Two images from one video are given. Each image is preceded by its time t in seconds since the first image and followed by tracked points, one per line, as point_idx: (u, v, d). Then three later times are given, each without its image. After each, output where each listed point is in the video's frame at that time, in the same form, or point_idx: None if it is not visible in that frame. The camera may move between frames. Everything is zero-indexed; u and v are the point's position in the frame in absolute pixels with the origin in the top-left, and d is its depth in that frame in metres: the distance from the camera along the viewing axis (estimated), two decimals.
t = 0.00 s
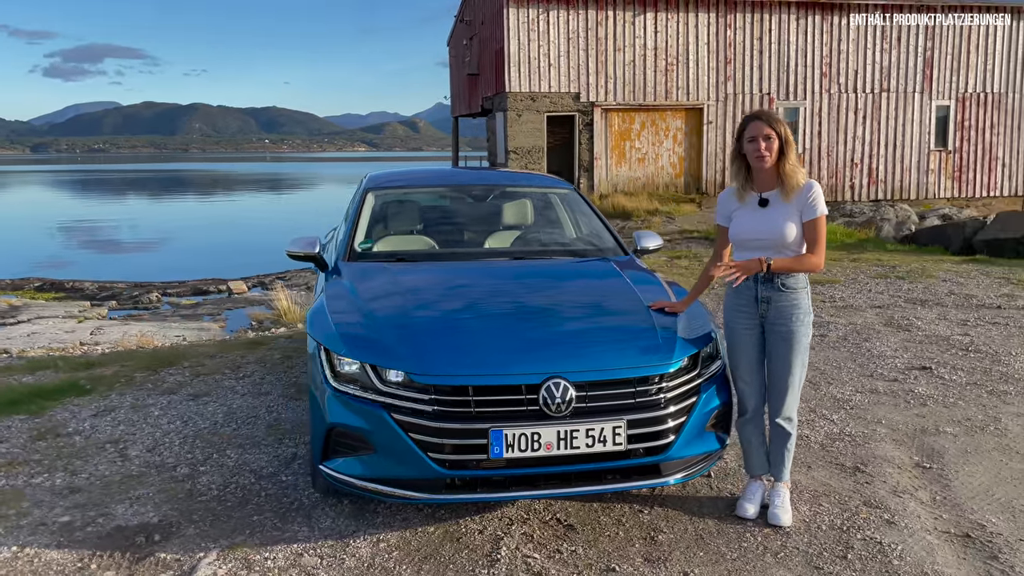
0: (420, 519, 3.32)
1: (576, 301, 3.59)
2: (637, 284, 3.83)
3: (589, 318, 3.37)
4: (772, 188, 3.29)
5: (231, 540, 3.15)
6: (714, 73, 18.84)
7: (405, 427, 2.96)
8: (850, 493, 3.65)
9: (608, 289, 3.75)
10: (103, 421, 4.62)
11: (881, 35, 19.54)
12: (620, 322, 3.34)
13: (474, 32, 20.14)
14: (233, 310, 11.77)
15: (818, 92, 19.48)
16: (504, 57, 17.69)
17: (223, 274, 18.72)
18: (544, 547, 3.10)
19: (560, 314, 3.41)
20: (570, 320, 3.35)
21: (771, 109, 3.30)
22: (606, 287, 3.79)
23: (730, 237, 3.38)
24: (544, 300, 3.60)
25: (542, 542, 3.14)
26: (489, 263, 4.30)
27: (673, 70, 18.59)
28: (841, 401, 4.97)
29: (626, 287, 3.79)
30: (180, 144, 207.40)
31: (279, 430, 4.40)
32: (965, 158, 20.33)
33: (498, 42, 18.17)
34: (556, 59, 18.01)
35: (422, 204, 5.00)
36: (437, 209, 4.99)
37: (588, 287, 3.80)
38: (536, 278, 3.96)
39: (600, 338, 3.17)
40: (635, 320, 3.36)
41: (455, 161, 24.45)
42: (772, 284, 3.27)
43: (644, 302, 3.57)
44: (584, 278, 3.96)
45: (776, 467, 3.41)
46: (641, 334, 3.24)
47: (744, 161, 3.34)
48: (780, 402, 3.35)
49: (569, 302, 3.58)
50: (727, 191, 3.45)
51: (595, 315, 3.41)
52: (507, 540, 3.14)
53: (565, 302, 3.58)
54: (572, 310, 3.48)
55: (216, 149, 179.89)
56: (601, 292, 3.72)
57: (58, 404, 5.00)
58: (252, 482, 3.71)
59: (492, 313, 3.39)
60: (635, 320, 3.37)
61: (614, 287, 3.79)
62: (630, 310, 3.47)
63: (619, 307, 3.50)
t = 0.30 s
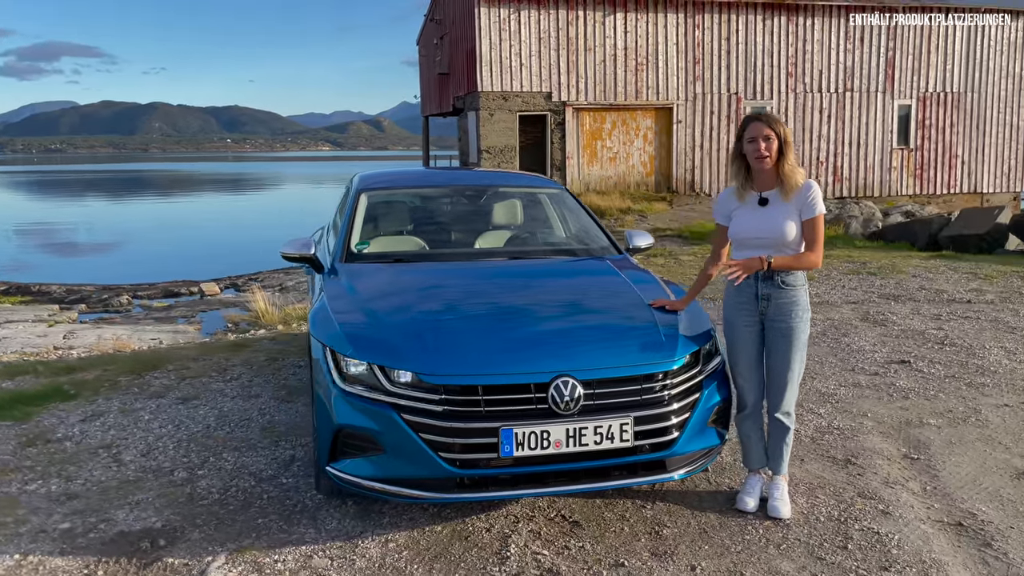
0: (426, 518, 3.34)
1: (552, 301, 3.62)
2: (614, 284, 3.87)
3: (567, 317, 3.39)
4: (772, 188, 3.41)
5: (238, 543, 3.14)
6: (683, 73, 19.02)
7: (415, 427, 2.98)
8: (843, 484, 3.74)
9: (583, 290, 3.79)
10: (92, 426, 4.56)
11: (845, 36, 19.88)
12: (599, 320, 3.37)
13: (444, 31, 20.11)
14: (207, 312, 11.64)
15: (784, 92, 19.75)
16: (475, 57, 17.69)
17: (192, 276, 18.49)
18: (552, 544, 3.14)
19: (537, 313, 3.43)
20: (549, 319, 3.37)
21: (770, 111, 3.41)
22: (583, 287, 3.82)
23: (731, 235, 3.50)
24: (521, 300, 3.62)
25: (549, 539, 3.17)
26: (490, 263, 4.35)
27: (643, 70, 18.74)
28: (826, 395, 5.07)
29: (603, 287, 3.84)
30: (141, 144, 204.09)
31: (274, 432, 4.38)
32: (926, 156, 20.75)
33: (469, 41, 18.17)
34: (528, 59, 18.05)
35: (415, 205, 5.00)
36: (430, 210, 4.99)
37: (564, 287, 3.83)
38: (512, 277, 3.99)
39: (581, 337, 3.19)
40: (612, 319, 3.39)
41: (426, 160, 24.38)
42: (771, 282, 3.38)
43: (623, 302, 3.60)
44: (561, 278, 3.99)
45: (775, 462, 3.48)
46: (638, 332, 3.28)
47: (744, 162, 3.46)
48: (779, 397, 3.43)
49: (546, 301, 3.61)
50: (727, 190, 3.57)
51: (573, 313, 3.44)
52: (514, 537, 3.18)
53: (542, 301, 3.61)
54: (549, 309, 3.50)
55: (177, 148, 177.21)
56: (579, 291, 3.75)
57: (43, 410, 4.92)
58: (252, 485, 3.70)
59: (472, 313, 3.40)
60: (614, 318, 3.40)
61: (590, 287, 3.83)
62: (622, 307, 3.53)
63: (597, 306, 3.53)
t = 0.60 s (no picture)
0: (427, 521, 3.29)
1: (533, 299, 3.57)
2: (596, 283, 3.83)
3: (549, 315, 3.35)
4: (772, 180, 3.43)
5: (235, 550, 3.07)
6: (653, 71, 19.10)
7: (418, 428, 2.93)
8: (839, 478, 3.75)
9: (563, 288, 3.75)
10: (73, 433, 4.43)
11: (813, 35, 20.12)
12: (581, 318, 3.33)
13: (414, 28, 19.98)
14: (178, 315, 11.42)
15: (753, 90, 19.94)
16: (446, 56, 17.60)
17: (160, 277, 18.17)
18: (556, 544, 3.10)
19: (518, 311, 3.38)
20: (531, 317, 3.33)
21: (767, 104, 3.40)
22: (563, 286, 3.78)
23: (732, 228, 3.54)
24: (501, 298, 3.57)
25: (553, 539, 3.14)
26: (479, 262, 4.31)
27: (614, 68, 18.79)
28: (813, 390, 5.10)
29: (584, 286, 3.80)
30: (100, 144, 200.33)
31: (262, 436, 4.29)
32: (891, 152, 21.08)
33: (440, 39, 18.07)
34: (499, 57, 18.01)
35: (403, 203, 4.93)
36: (419, 207, 4.93)
37: (545, 285, 3.78)
38: (491, 276, 3.94)
39: (565, 335, 3.15)
40: (596, 317, 3.35)
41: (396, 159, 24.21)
42: (767, 277, 3.35)
43: (605, 300, 3.56)
44: (540, 277, 3.95)
45: (773, 457, 3.47)
46: (630, 330, 3.24)
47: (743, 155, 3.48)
48: (775, 393, 3.41)
49: (527, 300, 3.56)
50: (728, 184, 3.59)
51: (555, 312, 3.40)
52: (518, 538, 3.14)
53: (523, 299, 3.56)
54: (531, 308, 3.45)
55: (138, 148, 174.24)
56: (559, 290, 3.71)
57: (20, 416, 4.78)
58: (245, 490, 3.62)
59: (453, 313, 3.34)
60: (596, 316, 3.35)
61: (572, 286, 3.79)
62: (613, 305, 3.50)
63: (578, 305, 3.49)
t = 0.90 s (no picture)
0: (430, 532, 3.20)
1: (514, 302, 3.48)
2: (578, 286, 3.76)
3: (531, 319, 3.26)
4: (776, 179, 3.39)
5: (233, 566, 2.96)
6: (627, 70, 19.12)
7: (424, 437, 2.85)
8: (842, 479, 3.72)
9: (544, 291, 3.66)
10: (54, 444, 4.28)
11: (784, 35, 20.27)
12: (562, 321, 3.25)
13: (387, 27, 19.82)
14: (151, 319, 11.19)
15: (726, 89, 20.05)
16: (421, 55, 17.48)
17: (131, 281, 17.84)
18: (565, 553, 3.03)
19: (499, 315, 3.29)
20: (513, 322, 3.23)
21: (768, 102, 3.35)
22: (543, 289, 3.70)
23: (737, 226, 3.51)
24: (482, 302, 3.47)
25: (561, 548, 3.07)
26: (469, 264, 4.23)
27: (589, 68, 18.79)
28: (808, 389, 5.08)
29: (566, 288, 3.72)
30: (63, 145, 196.91)
31: (251, 445, 4.17)
32: (862, 151, 21.32)
33: (414, 38, 17.94)
34: (474, 56, 17.92)
35: (393, 204, 4.82)
36: (411, 208, 4.82)
37: (522, 288, 3.70)
38: (472, 278, 3.84)
39: (549, 340, 3.06)
40: (578, 320, 3.26)
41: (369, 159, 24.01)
42: (769, 277, 3.31)
43: (588, 303, 3.48)
44: (519, 279, 3.86)
45: (778, 459, 3.42)
46: (622, 333, 3.17)
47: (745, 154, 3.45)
48: (780, 395, 3.36)
49: (507, 303, 3.47)
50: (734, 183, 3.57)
51: (535, 315, 3.31)
52: (525, 547, 3.07)
53: (503, 303, 3.47)
54: (512, 311, 3.36)
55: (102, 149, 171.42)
56: (540, 292, 3.63)
57: None
58: (238, 502, 3.50)
59: (436, 317, 3.24)
60: (579, 320, 3.27)
61: (552, 289, 3.71)
62: (609, 308, 3.44)
63: (559, 308, 3.40)
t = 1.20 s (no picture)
0: (435, 541, 3.15)
1: (497, 307, 3.40)
2: (562, 290, 3.70)
3: (517, 324, 3.19)
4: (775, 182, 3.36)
5: None
6: (605, 71, 19.15)
7: (432, 444, 2.79)
8: (843, 480, 3.73)
9: (528, 295, 3.60)
10: (39, 455, 4.17)
11: (759, 36, 20.41)
12: (547, 326, 3.18)
13: (364, 28, 19.69)
14: (128, 325, 11.00)
15: (702, 90, 20.15)
16: (398, 55, 17.36)
17: (104, 286, 17.53)
18: (574, 560, 3.00)
19: (484, 320, 3.22)
20: (500, 327, 3.16)
21: (768, 105, 3.35)
22: (527, 293, 3.63)
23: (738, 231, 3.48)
24: (465, 306, 3.39)
25: (569, 555, 3.03)
26: (462, 267, 4.17)
27: (567, 69, 18.80)
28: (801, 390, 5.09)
29: (551, 292, 3.66)
30: (29, 148, 193.73)
31: (245, 453, 4.09)
32: (837, 151, 21.53)
33: (391, 39, 17.82)
34: (452, 57, 17.85)
35: (386, 206, 4.74)
36: (404, 210, 4.74)
37: (503, 292, 3.63)
38: (453, 283, 3.76)
39: (538, 345, 2.99)
40: (565, 325, 3.20)
41: (346, 161, 23.83)
42: (774, 279, 3.30)
43: (573, 306, 3.42)
44: (501, 283, 3.80)
45: (783, 462, 3.41)
46: (614, 337, 3.11)
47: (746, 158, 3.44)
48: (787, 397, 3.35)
49: (491, 307, 3.39)
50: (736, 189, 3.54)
51: (521, 320, 3.24)
52: (533, 555, 3.03)
53: (488, 307, 3.40)
54: (495, 317, 3.28)
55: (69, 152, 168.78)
56: (523, 297, 3.56)
57: None
58: (236, 512, 3.42)
59: (423, 323, 3.17)
60: (565, 324, 3.21)
61: (536, 293, 3.64)
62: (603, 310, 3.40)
63: (545, 312, 3.34)
